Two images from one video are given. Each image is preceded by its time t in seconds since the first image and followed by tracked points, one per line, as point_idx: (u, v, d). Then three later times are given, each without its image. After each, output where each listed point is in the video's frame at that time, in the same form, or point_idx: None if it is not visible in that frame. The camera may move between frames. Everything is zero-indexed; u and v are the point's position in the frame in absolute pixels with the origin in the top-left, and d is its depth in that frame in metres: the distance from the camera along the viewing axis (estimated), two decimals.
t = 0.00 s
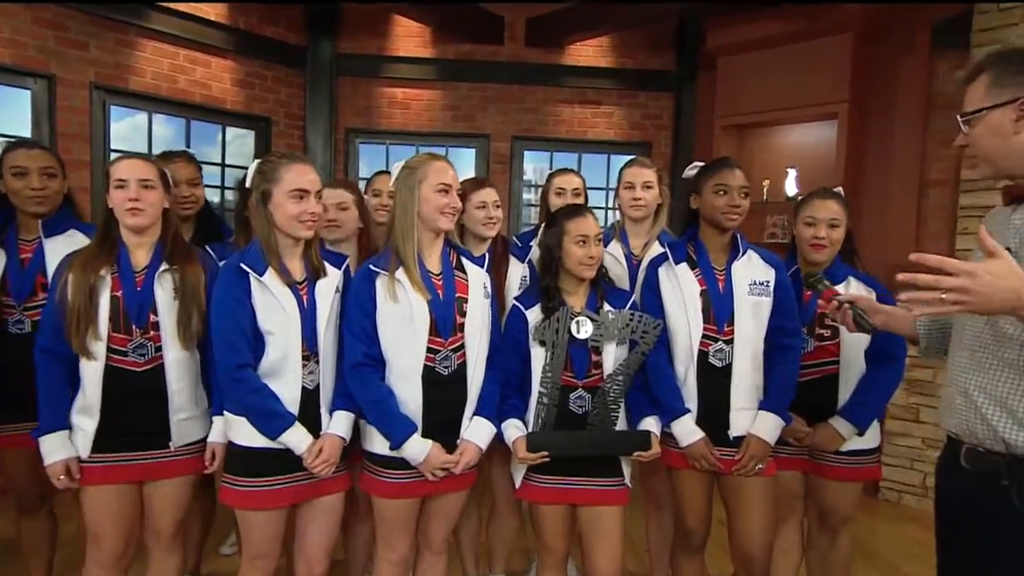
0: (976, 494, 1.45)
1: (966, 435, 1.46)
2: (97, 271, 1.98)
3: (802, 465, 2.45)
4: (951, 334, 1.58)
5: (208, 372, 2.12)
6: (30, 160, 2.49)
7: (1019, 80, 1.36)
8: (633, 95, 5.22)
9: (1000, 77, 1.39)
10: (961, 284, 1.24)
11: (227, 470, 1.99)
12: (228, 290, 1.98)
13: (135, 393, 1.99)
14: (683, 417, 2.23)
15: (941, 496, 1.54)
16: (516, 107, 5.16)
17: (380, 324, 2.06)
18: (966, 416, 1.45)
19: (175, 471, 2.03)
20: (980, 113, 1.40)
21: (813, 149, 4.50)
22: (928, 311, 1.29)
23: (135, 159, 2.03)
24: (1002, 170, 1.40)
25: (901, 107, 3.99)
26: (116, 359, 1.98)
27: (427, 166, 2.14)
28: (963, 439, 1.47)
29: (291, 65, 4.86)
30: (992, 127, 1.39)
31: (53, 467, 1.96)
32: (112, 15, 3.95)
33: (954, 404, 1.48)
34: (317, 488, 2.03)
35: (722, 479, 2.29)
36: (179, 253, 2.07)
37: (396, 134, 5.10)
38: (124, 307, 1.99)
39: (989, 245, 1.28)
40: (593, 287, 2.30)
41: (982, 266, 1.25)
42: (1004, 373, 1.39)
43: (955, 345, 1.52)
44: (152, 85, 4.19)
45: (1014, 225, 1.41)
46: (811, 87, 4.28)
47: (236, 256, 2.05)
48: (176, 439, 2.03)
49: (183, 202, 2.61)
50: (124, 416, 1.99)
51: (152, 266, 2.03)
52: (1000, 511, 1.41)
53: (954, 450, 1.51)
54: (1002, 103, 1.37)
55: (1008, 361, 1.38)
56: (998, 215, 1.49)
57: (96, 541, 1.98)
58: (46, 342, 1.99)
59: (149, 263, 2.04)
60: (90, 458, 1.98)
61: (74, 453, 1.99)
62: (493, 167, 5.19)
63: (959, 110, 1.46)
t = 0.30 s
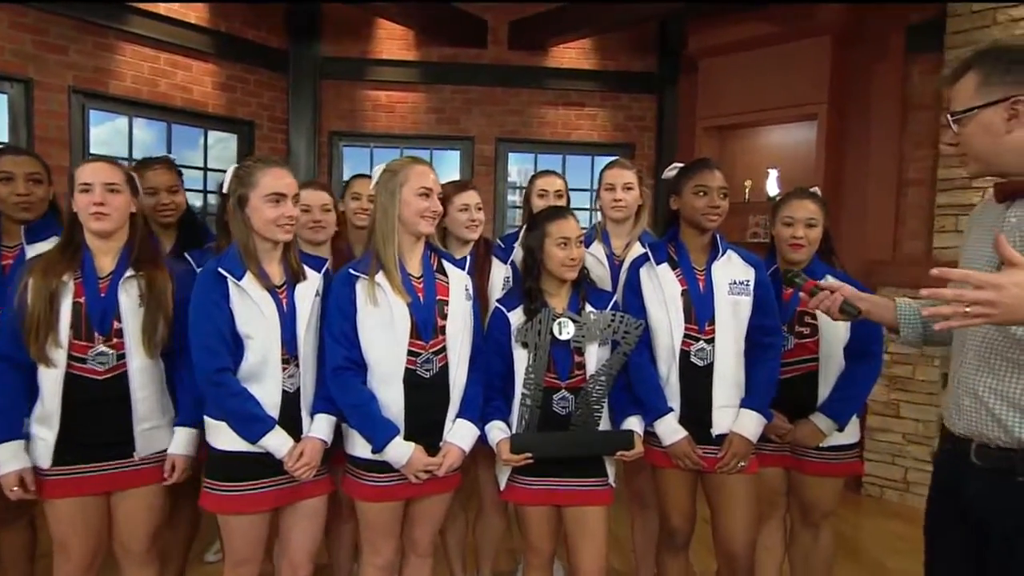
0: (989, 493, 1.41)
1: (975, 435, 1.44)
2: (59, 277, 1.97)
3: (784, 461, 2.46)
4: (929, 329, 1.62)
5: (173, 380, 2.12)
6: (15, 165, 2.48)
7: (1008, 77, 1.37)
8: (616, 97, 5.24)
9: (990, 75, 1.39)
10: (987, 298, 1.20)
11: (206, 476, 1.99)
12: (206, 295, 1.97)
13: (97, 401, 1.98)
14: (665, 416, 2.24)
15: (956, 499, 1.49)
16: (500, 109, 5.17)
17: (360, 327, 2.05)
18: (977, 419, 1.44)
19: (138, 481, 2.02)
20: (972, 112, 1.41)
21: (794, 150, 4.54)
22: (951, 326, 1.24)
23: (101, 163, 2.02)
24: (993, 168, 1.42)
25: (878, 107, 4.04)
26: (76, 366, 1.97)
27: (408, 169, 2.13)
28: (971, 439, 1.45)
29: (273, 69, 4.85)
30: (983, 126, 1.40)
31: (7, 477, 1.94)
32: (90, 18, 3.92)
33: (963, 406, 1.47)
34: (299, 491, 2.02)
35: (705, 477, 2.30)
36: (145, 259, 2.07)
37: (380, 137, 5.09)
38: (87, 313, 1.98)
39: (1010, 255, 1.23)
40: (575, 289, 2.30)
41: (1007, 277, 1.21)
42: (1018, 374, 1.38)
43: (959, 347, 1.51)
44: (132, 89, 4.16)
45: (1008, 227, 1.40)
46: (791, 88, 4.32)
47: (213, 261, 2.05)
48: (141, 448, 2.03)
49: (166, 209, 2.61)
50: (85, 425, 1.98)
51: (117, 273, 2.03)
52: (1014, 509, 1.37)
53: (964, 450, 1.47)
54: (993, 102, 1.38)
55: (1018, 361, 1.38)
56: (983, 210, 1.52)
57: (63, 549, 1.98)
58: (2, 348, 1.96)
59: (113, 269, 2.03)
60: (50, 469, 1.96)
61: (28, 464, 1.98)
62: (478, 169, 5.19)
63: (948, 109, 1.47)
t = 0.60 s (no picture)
0: (938, 483, 1.46)
1: (924, 426, 1.48)
2: None
3: (743, 455, 2.50)
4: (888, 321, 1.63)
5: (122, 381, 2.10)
6: None
7: (964, 80, 1.40)
8: (582, 96, 5.27)
9: (943, 79, 1.42)
10: (940, 294, 1.24)
11: (163, 476, 1.96)
12: (159, 294, 1.94)
13: (38, 404, 1.94)
14: (627, 412, 2.26)
15: (908, 490, 1.54)
16: (467, 107, 5.17)
17: (319, 325, 2.03)
18: (925, 409, 1.47)
19: (81, 485, 1.99)
20: (925, 114, 1.44)
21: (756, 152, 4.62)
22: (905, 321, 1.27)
23: (46, 158, 1.98)
24: (944, 168, 1.46)
25: (837, 109, 4.13)
26: (17, 367, 1.93)
27: (370, 166, 2.11)
28: (921, 430, 1.49)
29: (235, 63, 4.78)
30: (937, 129, 1.43)
31: None
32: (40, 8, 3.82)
33: (912, 397, 1.50)
34: (260, 488, 2.01)
35: (666, 472, 2.32)
36: (92, 257, 2.03)
37: (345, 134, 5.06)
38: (30, 313, 1.94)
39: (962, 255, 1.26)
40: (537, 286, 2.30)
41: (960, 274, 1.25)
42: (964, 366, 1.41)
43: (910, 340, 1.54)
44: (87, 81, 4.07)
45: (958, 225, 1.45)
46: (753, 89, 4.38)
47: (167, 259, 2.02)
48: (89, 452, 2.01)
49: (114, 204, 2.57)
50: (28, 428, 1.93)
51: (62, 271, 1.99)
52: (965, 498, 1.41)
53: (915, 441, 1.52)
54: (947, 105, 1.41)
55: (967, 353, 1.40)
56: (935, 208, 1.57)
57: (5, 556, 1.94)
58: None
59: (58, 267, 2.00)
60: None
61: None
62: (444, 167, 5.18)
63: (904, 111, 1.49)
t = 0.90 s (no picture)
0: (863, 472, 1.50)
1: (852, 417, 1.52)
2: None
3: (705, 452, 2.52)
4: (826, 311, 1.67)
5: (82, 385, 2.06)
6: None
7: (895, 92, 1.45)
8: (549, 98, 5.29)
9: (875, 90, 1.47)
10: (879, 287, 1.25)
11: (116, 483, 1.92)
12: (111, 297, 1.90)
13: None
14: (592, 412, 2.26)
15: (837, 480, 1.58)
16: (435, 108, 5.16)
17: (278, 327, 2.01)
18: (854, 401, 1.51)
19: (40, 493, 1.94)
20: (860, 123, 1.48)
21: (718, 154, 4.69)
22: (847, 314, 1.28)
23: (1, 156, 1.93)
24: (876, 175, 1.52)
25: (796, 113, 4.20)
26: None
27: (332, 167, 2.09)
28: (849, 421, 1.54)
29: (197, 60, 4.69)
30: (869, 137, 1.48)
31: None
32: None
33: (841, 389, 1.55)
34: (218, 492, 1.99)
35: (629, 471, 2.32)
36: (49, 258, 2.00)
37: (310, 133, 5.02)
38: None
39: (899, 251, 1.28)
40: (501, 287, 2.30)
41: (897, 268, 1.26)
42: (891, 360, 1.45)
43: (841, 334, 1.58)
44: (40, 77, 3.92)
45: (888, 227, 1.52)
46: (716, 93, 4.43)
47: (119, 260, 1.98)
48: (46, 459, 1.96)
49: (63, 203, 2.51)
50: None
51: (19, 273, 1.95)
52: (888, 483, 1.46)
53: (842, 434, 1.57)
54: (880, 114, 1.46)
55: (893, 347, 1.45)
56: (865, 212, 1.63)
57: None
58: None
59: (15, 268, 1.95)
60: None
61: None
62: (412, 167, 5.16)
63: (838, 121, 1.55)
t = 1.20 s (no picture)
0: (809, 470, 1.52)
1: (798, 415, 1.54)
2: None
3: (672, 451, 2.55)
4: (774, 313, 1.68)
5: (46, 383, 2.03)
6: None
7: (836, 103, 1.47)
8: (524, 97, 5.30)
9: (816, 102, 1.49)
10: (826, 287, 1.27)
11: (71, 484, 1.89)
12: (68, 294, 1.87)
13: None
14: (561, 412, 2.26)
15: (786, 478, 1.59)
16: (409, 105, 5.13)
17: (242, 325, 1.98)
18: (798, 398, 1.53)
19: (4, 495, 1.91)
20: (803, 134, 1.50)
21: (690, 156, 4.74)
22: (795, 314, 1.30)
23: None
24: (817, 183, 1.54)
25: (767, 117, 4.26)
26: None
27: (298, 163, 2.06)
28: (796, 419, 1.55)
29: (165, 51, 4.57)
30: (813, 146, 1.50)
31: None
32: None
33: (787, 386, 1.57)
34: (179, 492, 1.97)
35: (597, 471, 2.33)
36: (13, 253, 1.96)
37: (281, 128, 4.96)
38: None
39: (844, 254, 1.30)
40: (472, 286, 2.29)
41: (841, 269, 1.29)
42: (833, 356, 1.48)
43: (787, 334, 1.60)
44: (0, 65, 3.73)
45: (829, 232, 1.54)
46: (688, 96, 4.47)
47: (76, 256, 1.94)
48: (7, 459, 1.92)
49: (19, 195, 2.45)
50: None
51: None
52: (834, 480, 1.47)
53: (788, 433, 1.58)
54: (822, 125, 1.48)
55: (835, 344, 1.48)
56: (809, 217, 1.65)
57: None
58: None
59: None
60: None
61: None
62: (385, 164, 5.13)
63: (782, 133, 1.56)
